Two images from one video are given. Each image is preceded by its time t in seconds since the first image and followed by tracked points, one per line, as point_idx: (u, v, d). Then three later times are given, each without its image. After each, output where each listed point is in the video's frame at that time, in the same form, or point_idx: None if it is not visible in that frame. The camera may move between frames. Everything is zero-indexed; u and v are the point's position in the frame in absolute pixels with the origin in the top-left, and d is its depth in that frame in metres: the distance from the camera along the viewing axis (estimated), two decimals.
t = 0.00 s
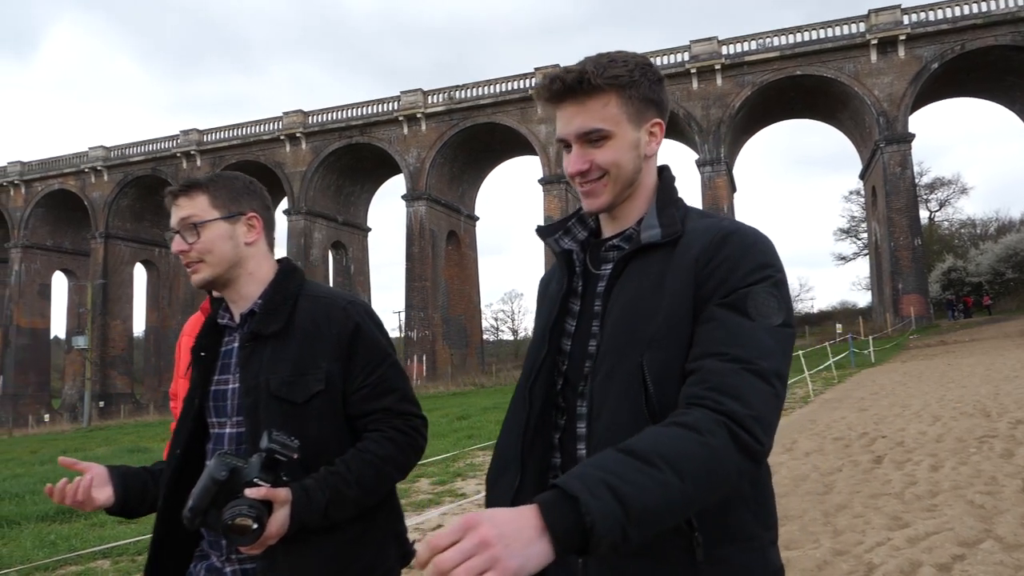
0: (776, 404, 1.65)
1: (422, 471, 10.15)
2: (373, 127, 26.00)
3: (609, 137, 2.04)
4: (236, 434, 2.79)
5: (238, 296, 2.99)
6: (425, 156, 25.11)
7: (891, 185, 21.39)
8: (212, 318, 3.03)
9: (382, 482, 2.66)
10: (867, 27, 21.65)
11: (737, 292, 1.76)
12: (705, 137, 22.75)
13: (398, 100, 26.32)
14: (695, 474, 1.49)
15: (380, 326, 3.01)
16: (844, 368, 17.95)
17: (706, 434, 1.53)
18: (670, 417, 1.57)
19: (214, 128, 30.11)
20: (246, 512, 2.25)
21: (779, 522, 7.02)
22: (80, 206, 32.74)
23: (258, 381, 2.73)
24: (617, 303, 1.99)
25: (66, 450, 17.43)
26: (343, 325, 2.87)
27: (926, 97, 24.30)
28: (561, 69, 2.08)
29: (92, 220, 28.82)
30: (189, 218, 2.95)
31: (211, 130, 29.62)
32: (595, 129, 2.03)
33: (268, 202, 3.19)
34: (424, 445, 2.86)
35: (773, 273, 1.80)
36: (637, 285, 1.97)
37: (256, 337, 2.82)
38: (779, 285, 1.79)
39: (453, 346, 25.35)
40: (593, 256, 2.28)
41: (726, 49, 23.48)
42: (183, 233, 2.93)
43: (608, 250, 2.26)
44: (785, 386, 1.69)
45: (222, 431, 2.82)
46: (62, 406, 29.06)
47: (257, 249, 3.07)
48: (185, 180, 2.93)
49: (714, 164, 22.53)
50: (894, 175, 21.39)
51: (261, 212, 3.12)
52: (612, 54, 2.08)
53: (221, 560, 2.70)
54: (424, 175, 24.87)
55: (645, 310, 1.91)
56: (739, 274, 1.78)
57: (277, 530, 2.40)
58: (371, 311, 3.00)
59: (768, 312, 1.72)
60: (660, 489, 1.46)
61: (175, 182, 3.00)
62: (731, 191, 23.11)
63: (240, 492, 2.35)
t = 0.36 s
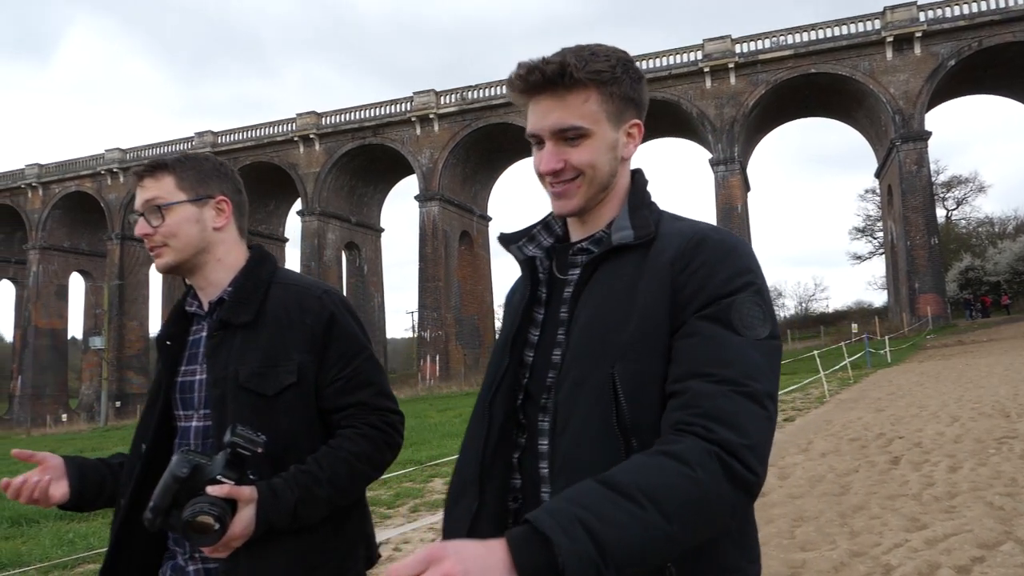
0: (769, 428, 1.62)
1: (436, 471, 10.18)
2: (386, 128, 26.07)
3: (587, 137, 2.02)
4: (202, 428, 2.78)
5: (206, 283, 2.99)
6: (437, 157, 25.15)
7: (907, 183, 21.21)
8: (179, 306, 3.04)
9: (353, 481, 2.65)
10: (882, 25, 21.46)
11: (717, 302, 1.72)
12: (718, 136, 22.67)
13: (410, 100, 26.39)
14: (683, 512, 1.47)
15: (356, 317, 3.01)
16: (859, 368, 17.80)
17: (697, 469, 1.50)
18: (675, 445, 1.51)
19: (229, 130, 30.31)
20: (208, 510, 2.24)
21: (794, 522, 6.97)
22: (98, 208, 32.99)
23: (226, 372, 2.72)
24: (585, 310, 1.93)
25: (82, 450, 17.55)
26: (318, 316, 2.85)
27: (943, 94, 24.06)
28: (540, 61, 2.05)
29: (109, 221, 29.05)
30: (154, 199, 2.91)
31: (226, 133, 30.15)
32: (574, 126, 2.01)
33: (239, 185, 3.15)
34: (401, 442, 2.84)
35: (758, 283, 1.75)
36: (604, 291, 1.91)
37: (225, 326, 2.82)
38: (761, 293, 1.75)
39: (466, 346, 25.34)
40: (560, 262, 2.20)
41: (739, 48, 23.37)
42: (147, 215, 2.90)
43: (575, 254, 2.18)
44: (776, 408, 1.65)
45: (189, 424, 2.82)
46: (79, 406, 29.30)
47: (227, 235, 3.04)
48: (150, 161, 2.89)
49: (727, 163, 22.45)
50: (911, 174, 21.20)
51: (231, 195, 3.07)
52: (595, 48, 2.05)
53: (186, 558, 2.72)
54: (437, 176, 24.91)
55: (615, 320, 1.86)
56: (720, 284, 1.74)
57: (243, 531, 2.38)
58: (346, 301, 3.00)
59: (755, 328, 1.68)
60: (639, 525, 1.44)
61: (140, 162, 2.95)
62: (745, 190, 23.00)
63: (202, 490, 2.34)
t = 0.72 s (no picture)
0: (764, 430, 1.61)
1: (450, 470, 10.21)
2: (399, 128, 26.13)
3: (553, 118, 2.00)
4: (165, 416, 2.82)
5: (173, 266, 2.97)
6: (451, 157, 25.19)
7: (925, 181, 21.03)
8: (145, 288, 3.04)
9: (323, 474, 2.65)
10: (898, 22, 21.28)
11: (697, 292, 1.69)
12: (733, 135, 22.58)
13: (424, 101, 26.47)
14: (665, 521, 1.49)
15: (330, 302, 3.01)
16: (877, 368, 17.65)
17: (694, 497, 1.50)
18: (660, 478, 1.53)
19: (245, 131, 30.53)
20: (166, 507, 2.24)
21: (810, 523, 6.92)
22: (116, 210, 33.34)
23: (189, 360, 2.70)
24: (550, 299, 1.87)
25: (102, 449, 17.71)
26: (287, 301, 2.83)
27: (961, 91, 23.83)
28: (503, 37, 2.06)
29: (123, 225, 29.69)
30: (119, 175, 2.88)
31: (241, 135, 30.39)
32: (540, 105, 1.99)
33: (211, 164, 3.14)
34: (374, 434, 2.85)
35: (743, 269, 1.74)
36: (571, 281, 1.86)
37: (190, 311, 2.80)
38: (744, 280, 1.73)
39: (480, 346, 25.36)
40: (525, 251, 2.15)
41: (754, 46, 23.24)
42: (113, 192, 2.87)
43: (541, 243, 2.13)
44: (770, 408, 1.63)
45: (152, 411, 2.85)
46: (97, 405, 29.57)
47: (197, 215, 3.03)
48: (116, 135, 2.87)
49: (742, 162, 22.36)
50: (928, 172, 21.04)
51: (201, 174, 3.05)
52: (563, 24, 2.05)
53: (147, 554, 2.76)
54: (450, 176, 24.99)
55: (585, 310, 1.80)
56: (702, 271, 1.71)
57: (204, 528, 2.38)
58: (318, 285, 3.00)
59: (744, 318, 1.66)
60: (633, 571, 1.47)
61: (108, 139, 2.93)
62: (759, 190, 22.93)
63: (161, 485, 2.36)
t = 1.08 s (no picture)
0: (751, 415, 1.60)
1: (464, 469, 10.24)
2: (413, 129, 26.19)
3: (514, 80, 1.98)
4: (122, 414, 2.79)
5: (137, 256, 2.95)
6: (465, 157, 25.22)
7: (944, 179, 20.80)
8: (109, 278, 3.03)
9: (289, 478, 2.65)
10: (916, 18, 21.05)
11: (683, 268, 1.66)
12: (748, 133, 22.43)
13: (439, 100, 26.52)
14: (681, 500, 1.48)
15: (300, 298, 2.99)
16: (895, 368, 17.46)
17: (701, 522, 1.47)
18: (652, 510, 1.50)
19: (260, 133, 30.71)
20: (113, 515, 2.21)
21: (827, 524, 6.86)
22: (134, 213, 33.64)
23: (147, 356, 2.68)
24: (526, 270, 1.81)
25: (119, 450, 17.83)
26: (250, 297, 2.80)
27: (981, 88, 23.53)
28: None
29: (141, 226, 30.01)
30: (81, 160, 2.86)
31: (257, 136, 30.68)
32: (497, 67, 1.97)
33: (181, 152, 3.12)
34: (344, 434, 2.83)
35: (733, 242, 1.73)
36: (551, 251, 1.79)
37: (149, 303, 2.78)
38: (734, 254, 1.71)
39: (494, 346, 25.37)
40: (493, 224, 2.12)
41: (769, 43, 23.07)
42: (74, 177, 2.85)
43: (510, 214, 2.10)
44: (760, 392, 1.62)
45: (111, 408, 2.83)
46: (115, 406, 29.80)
47: (163, 204, 3.00)
48: (79, 119, 2.85)
49: (758, 160, 22.20)
50: (947, 170, 20.81)
51: (169, 162, 3.03)
52: None
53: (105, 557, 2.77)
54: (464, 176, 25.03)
55: (562, 284, 1.74)
56: (693, 242, 1.68)
57: (157, 535, 2.38)
58: (284, 278, 2.96)
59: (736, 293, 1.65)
60: None
61: (72, 122, 2.92)
62: (775, 189, 22.79)
63: (110, 491, 2.32)
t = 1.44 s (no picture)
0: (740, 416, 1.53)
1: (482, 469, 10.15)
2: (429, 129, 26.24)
3: (464, 39, 1.83)
4: (76, 427, 2.67)
5: (96, 262, 2.82)
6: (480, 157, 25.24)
7: (964, 176, 20.54)
8: (69, 284, 2.88)
9: (246, 499, 2.52)
10: (936, 13, 20.78)
11: (664, 249, 1.58)
12: (764, 131, 22.29)
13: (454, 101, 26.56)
14: (690, 524, 1.41)
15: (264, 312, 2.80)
16: (915, 368, 17.25)
17: (726, 541, 1.41)
18: (674, 544, 1.41)
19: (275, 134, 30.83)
20: (47, 541, 2.09)
21: (847, 525, 6.79)
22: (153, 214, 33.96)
23: (100, 371, 2.56)
24: (488, 245, 1.69)
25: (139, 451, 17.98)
26: (206, 308, 2.65)
27: (1003, 82, 23.21)
28: None
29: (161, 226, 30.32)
30: (37, 160, 2.70)
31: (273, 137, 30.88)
32: (443, 26, 1.83)
33: (148, 151, 2.94)
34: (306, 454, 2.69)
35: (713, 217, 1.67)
36: (519, 224, 1.68)
37: (103, 316, 2.65)
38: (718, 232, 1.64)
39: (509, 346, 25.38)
40: (451, 197, 2.02)
41: (785, 40, 22.88)
42: (29, 179, 2.68)
43: (467, 186, 1.99)
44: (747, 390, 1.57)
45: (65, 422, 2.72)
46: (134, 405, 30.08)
47: (126, 208, 2.84)
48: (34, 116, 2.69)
49: (774, 158, 22.06)
50: (968, 166, 20.54)
51: (132, 163, 2.86)
52: None
53: None
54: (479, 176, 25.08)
55: (530, 264, 1.62)
56: (676, 219, 1.61)
57: (97, 562, 2.25)
58: (247, 288, 2.78)
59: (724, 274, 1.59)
60: None
61: (29, 120, 2.76)
62: (792, 187, 22.63)
63: (47, 514, 2.20)
